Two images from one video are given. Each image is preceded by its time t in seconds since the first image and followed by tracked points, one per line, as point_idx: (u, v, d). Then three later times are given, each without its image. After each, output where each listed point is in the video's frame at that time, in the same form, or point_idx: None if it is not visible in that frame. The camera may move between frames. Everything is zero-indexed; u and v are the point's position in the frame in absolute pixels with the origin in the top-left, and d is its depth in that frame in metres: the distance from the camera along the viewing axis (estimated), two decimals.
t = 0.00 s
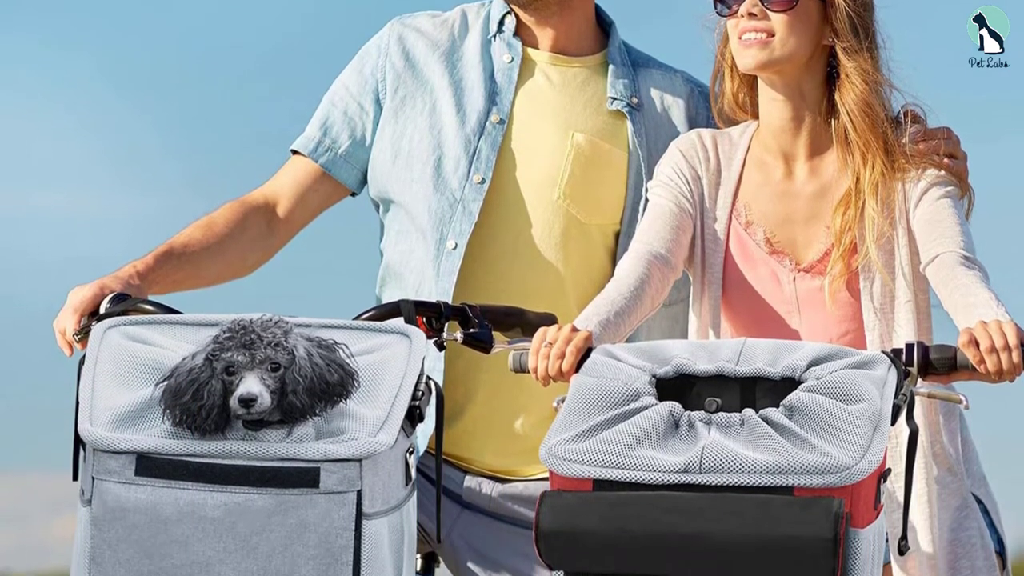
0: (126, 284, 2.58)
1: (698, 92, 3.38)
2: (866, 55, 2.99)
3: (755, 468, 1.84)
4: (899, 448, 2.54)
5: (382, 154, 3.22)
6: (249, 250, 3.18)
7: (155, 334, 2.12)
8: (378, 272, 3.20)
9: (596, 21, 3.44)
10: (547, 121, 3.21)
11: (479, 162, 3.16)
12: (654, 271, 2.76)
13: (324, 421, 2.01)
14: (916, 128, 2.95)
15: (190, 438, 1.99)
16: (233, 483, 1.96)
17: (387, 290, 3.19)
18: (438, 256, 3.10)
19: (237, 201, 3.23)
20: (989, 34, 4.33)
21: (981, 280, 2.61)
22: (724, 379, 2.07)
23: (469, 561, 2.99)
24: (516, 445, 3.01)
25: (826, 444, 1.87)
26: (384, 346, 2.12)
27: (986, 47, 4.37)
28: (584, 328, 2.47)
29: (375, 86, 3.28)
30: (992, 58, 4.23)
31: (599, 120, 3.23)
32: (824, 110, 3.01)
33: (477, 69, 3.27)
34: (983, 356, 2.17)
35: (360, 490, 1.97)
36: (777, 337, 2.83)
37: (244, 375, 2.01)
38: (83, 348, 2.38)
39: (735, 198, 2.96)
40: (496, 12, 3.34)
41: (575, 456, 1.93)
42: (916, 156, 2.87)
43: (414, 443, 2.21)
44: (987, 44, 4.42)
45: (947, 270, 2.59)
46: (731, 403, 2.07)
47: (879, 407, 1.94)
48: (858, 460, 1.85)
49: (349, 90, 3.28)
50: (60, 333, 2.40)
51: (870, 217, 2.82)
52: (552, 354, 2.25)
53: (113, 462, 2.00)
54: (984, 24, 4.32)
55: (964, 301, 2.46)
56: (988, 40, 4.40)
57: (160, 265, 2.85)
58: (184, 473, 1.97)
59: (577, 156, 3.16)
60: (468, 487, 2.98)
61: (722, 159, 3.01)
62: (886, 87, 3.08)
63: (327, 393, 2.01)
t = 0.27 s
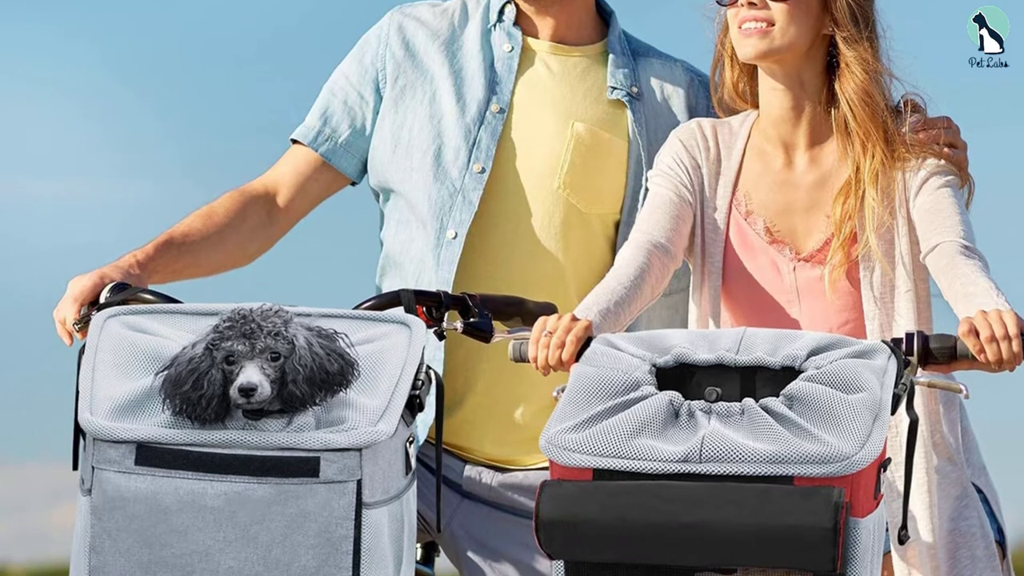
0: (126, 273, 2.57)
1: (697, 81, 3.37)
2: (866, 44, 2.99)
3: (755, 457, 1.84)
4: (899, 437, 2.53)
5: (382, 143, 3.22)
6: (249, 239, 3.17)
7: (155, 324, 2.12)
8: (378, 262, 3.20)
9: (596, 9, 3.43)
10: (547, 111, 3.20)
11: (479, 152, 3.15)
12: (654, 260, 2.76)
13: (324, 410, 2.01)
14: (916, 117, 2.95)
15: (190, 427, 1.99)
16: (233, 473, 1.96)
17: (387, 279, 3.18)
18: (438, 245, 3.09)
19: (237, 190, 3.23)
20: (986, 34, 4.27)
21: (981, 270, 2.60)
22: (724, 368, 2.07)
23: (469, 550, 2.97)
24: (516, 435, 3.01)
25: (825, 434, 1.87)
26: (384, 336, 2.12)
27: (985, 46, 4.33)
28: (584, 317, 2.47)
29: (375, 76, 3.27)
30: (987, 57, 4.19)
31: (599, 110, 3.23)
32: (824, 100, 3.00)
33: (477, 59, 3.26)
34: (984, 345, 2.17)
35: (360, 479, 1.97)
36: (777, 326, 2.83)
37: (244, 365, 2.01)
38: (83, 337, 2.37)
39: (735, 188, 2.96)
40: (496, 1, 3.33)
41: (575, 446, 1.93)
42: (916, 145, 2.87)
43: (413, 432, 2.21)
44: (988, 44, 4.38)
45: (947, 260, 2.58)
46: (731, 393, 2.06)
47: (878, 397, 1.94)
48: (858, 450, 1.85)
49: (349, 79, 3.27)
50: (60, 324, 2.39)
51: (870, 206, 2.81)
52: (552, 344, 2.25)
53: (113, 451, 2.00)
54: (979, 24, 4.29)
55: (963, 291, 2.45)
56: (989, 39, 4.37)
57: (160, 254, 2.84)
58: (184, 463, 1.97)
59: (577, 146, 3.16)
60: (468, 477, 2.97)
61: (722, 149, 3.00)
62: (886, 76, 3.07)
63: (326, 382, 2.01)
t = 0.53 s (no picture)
0: (127, 262, 2.57)
1: (697, 70, 3.36)
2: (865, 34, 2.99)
3: (755, 446, 1.84)
4: (899, 427, 2.53)
5: (382, 132, 3.21)
6: (249, 228, 3.17)
7: (155, 313, 2.12)
8: (378, 251, 3.20)
9: None
10: (547, 100, 3.20)
11: (479, 141, 3.15)
12: (654, 249, 2.76)
13: (324, 399, 2.01)
14: (916, 107, 2.95)
15: (190, 416, 1.99)
16: (233, 462, 1.96)
17: (387, 268, 3.18)
18: (438, 235, 3.09)
19: (237, 179, 3.23)
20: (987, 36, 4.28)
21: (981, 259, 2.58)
22: (724, 357, 2.07)
23: (469, 539, 2.95)
24: (516, 424, 3.01)
25: (825, 423, 1.87)
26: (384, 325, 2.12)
27: (985, 49, 4.31)
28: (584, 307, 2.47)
29: (375, 65, 3.26)
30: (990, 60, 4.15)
31: (599, 99, 3.22)
32: (824, 89, 2.99)
33: (477, 48, 3.26)
34: (984, 334, 2.16)
35: (360, 468, 1.97)
36: (776, 316, 2.83)
37: (244, 354, 2.01)
38: (83, 326, 2.37)
39: (735, 177, 2.95)
40: None
41: (575, 435, 1.93)
42: (916, 135, 2.86)
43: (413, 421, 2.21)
44: (987, 44, 4.36)
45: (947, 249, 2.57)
46: (731, 381, 2.06)
47: (878, 386, 1.93)
48: (858, 439, 1.85)
49: (349, 68, 3.26)
50: (60, 312, 2.39)
51: (870, 195, 2.80)
52: (552, 333, 2.25)
53: (113, 440, 2.00)
54: (980, 24, 4.28)
55: (962, 279, 2.45)
56: (989, 40, 4.36)
57: (160, 243, 2.84)
58: (184, 452, 1.97)
59: (577, 135, 3.15)
60: (468, 466, 2.96)
61: (722, 138, 3.00)
62: (886, 66, 3.07)
63: (326, 371, 2.01)
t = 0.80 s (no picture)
0: (126, 251, 2.57)
1: (697, 59, 3.36)
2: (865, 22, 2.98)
3: (755, 435, 1.84)
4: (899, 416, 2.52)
5: (382, 121, 3.21)
6: (250, 216, 3.17)
7: (155, 302, 2.12)
8: (378, 240, 3.20)
9: None
10: (547, 89, 3.19)
11: (479, 130, 3.15)
12: (654, 238, 2.75)
13: (324, 387, 2.01)
14: (916, 96, 2.94)
15: (190, 404, 1.98)
16: (233, 451, 1.96)
17: (387, 257, 3.18)
18: (438, 223, 3.09)
19: (237, 168, 3.22)
20: (989, 31, 4.17)
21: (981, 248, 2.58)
22: (723, 346, 2.07)
23: (469, 527, 2.95)
24: (516, 413, 3.01)
25: (825, 411, 1.86)
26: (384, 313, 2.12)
27: (983, 47, 4.21)
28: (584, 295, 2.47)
29: (375, 54, 3.25)
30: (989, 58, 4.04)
31: (599, 87, 3.21)
32: (824, 77, 2.99)
33: (477, 36, 3.25)
34: (984, 323, 2.16)
35: (360, 457, 1.97)
36: (777, 306, 2.83)
37: (244, 342, 2.00)
38: (83, 315, 2.37)
39: (735, 165, 2.95)
40: None
41: (575, 424, 1.93)
42: (916, 123, 2.85)
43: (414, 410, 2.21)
44: (987, 43, 4.28)
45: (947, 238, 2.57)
46: (731, 370, 2.06)
47: (878, 374, 1.93)
48: (858, 428, 1.84)
49: (349, 56, 3.26)
50: (60, 301, 2.39)
51: (870, 183, 2.79)
52: (552, 321, 2.25)
53: (113, 429, 2.00)
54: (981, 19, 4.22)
55: (963, 268, 2.44)
56: (988, 38, 4.25)
57: (160, 232, 2.83)
58: (184, 440, 1.97)
59: (577, 124, 3.15)
60: (468, 455, 2.96)
61: (722, 127, 2.99)
62: (886, 54, 3.06)
63: (326, 359, 2.01)
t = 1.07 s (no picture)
0: (127, 240, 2.56)
1: (697, 47, 3.35)
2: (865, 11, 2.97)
3: (755, 423, 1.84)
4: (899, 404, 2.52)
5: (382, 109, 3.20)
6: (250, 205, 3.17)
7: (155, 290, 2.12)
8: (378, 228, 3.19)
9: None
10: (547, 77, 3.18)
11: (479, 118, 3.14)
12: (654, 226, 2.75)
13: (324, 375, 2.01)
14: (916, 85, 2.93)
15: (190, 393, 1.98)
16: (233, 439, 1.96)
17: (387, 245, 3.18)
18: (438, 212, 3.08)
19: (237, 156, 3.22)
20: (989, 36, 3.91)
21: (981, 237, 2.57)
22: (724, 334, 2.07)
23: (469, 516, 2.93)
24: (516, 401, 3.01)
25: (825, 400, 1.86)
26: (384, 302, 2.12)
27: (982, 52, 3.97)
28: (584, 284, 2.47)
29: (375, 42, 3.24)
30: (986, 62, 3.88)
31: (599, 76, 3.21)
32: (824, 66, 2.98)
33: (477, 24, 3.24)
34: (984, 311, 2.15)
35: (360, 445, 1.97)
36: (776, 294, 2.83)
37: (244, 331, 2.00)
38: (83, 303, 2.37)
39: (735, 154, 2.95)
40: None
41: (575, 412, 1.93)
42: (916, 112, 2.84)
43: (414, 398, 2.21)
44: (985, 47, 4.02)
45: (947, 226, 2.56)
46: (731, 358, 2.06)
47: (878, 363, 1.93)
48: (858, 416, 1.84)
49: (349, 45, 3.25)
50: (60, 289, 2.38)
51: (870, 171, 2.78)
52: (552, 310, 2.25)
53: (113, 417, 2.00)
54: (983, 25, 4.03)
55: (962, 257, 2.43)
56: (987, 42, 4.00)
57: (160, 221, 2.83)
58: (184, 429, 1.97)
59: (577, 112, 3.14)
60: (468, 443, 2.96)
61: (722, 115, 2.99)
62: (886, 43, 3.05)
63: (326, 348, 2.01)
